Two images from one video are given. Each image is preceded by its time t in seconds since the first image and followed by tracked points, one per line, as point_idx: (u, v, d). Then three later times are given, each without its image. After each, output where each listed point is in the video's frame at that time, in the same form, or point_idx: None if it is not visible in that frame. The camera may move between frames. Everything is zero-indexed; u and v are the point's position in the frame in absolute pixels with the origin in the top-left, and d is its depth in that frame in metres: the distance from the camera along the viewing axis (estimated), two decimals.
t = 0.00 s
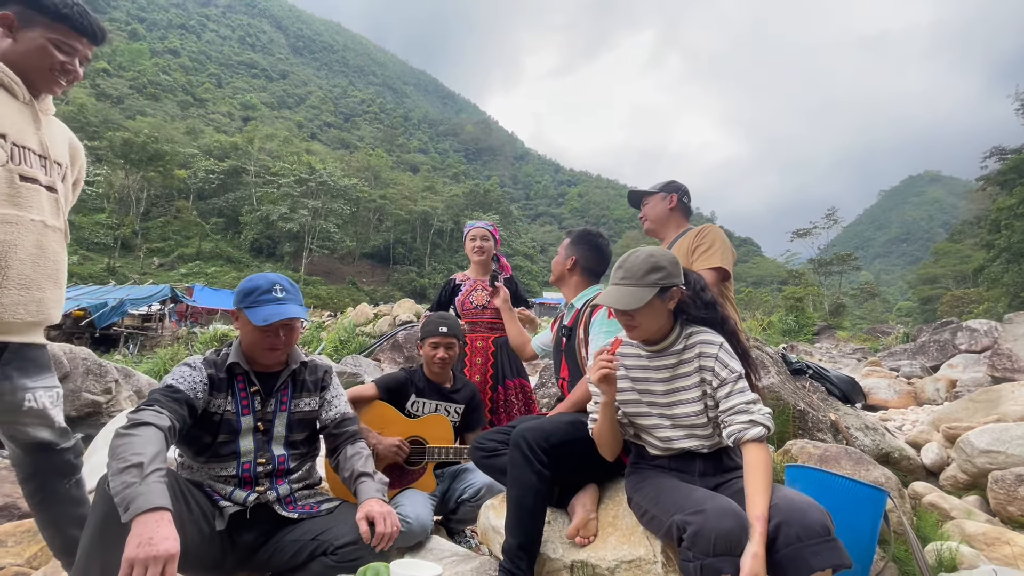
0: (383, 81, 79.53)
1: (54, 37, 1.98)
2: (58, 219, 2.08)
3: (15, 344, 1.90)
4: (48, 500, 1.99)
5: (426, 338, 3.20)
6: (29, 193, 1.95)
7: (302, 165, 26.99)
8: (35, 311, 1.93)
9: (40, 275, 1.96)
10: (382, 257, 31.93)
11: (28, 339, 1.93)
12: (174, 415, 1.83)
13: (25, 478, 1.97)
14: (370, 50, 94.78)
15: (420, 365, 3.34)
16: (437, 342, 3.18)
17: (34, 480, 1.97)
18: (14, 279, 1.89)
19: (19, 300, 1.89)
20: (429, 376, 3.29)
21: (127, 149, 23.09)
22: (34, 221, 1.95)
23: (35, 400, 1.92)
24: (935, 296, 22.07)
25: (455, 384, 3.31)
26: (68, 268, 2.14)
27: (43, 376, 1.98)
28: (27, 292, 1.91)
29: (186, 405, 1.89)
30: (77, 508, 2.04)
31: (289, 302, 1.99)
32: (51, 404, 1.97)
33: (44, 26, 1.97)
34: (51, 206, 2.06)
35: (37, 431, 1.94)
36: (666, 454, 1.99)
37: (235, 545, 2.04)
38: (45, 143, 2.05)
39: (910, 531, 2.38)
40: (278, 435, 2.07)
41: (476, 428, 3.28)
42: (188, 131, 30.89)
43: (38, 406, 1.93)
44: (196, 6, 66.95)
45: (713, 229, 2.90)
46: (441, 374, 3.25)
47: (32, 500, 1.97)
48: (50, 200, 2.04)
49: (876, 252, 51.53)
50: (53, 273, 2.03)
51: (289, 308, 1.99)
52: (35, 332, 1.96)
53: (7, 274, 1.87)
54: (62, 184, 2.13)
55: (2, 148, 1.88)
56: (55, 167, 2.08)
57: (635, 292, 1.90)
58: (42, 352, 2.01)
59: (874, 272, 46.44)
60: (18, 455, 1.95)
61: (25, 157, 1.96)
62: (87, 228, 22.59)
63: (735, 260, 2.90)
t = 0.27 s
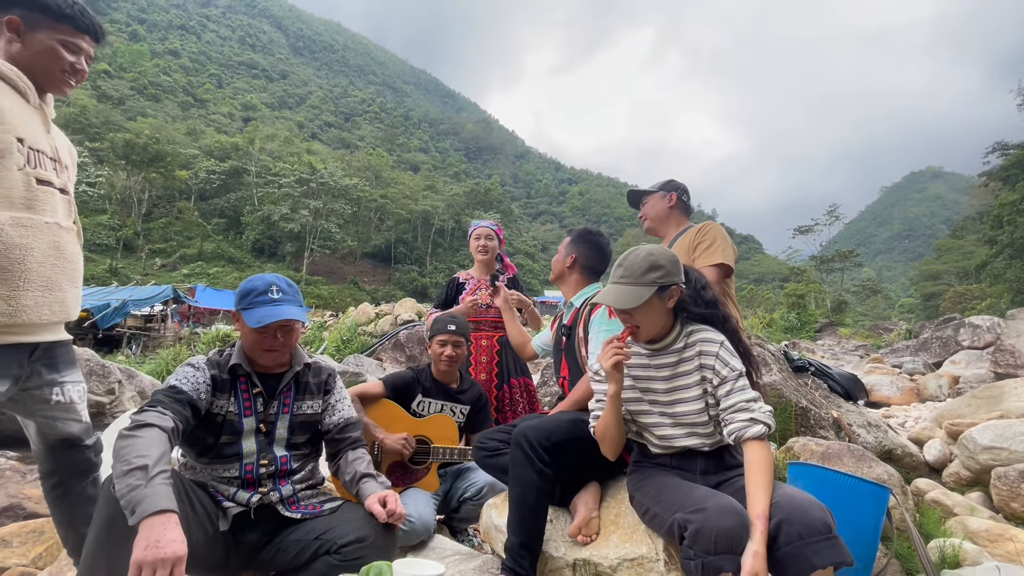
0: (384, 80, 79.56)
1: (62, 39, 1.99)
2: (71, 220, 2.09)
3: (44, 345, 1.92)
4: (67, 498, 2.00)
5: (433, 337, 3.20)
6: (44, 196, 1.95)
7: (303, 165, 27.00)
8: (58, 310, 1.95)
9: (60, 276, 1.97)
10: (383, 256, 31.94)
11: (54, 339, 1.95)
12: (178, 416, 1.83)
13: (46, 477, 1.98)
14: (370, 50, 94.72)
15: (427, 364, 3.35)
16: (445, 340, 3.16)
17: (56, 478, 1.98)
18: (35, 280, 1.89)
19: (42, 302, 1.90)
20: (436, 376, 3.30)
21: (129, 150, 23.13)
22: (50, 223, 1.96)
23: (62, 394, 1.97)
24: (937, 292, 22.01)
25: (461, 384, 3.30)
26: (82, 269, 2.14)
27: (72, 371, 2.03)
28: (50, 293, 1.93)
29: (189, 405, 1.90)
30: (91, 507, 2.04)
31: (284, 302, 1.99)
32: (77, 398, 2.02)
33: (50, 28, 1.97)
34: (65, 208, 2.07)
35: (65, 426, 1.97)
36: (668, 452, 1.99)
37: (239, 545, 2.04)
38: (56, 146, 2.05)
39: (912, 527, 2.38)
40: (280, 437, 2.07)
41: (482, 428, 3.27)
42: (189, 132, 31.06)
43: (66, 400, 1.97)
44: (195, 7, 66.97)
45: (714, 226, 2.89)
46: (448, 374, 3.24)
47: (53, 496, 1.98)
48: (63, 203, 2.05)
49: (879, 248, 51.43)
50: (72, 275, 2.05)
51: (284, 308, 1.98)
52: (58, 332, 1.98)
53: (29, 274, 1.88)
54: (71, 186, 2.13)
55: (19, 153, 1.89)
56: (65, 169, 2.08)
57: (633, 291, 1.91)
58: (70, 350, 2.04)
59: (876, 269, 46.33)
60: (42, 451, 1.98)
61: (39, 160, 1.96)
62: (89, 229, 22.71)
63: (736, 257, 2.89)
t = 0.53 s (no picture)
0: (383, 79, 79.49)
1: (53, 38, 1.98)
2: (72, 222, 2.09)
3: (49, 347, 1.93)
4: (70, 499, 2.00)
5: (438, 338, 3.21)
6: (44, 198, 1.95)
7: (304, 164, 26.98)
8: (60, 312, 1.95)
9: (62, 278, 1.98)
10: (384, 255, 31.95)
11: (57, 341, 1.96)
12: (179, 417, 1.84)
13: (51, 479, 1.99)
14: (370, 49, 94.67)
15: (432, 364, 3.34)
16: (450, 340, 3.16)
17: (61, 481, 1.99)
18: (38, 283, 1.89)
19: (45, 305, 1.90)
20: (441, 376, 3.29)
21: (130, 151, 23.12)
22: (50, 225, 1.96)
23: (67, 397, 1.98)
24: (939, 289, 21.97)
25: (466, 385, 3.30)
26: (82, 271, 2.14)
27: (77, 375, 2.04)
28: (52, 295, 1.93)
29: (191, 407, 1.90)
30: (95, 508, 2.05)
31: (283, 304, 1.99)
32: (81, 401, 2.03)
33: (43, 26, 1.96)
34: (64, 210, 2.07)
35: (69, 428, 1.98)
36: (668, 451, 1.99)
37: (241, 545, 2.05)
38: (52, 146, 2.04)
39: (912, 523, 2.39)
40: (281, 439, 2.07)
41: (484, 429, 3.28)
42: (189, 133, 31.06)
43: (70, 404, 1.98)
44: (195, 7, 66.89)
45: (716, 226, 2.90)
46: (453, 375, 3.24)
47: (56, 498, 1.99)
48: (63, 204, 2.05)
49: (880, 245, 51.34)
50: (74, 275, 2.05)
51: (284, 309, 1.99)
52: (62, 335, 1.99)
53: (29, 277, 1.87)
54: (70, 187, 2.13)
55: (16, 155, 1.89)
56: (64, 170, 2.09)
57: (631, 292, 1.90)
58: (74, 354, 2.05)
59: (878, 266, 46.27)
60: (47, 454, 1.99)
61: (36, 162, 1.95)
62: (91, 230, 22.75)
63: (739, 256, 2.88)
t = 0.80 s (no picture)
0: (383, 79, 79.45)
1: (44, 33, 1.98)
2: (66, 222, 2.08)
3: (37, 352, 1.93)
4: (74, 503, 2.02)
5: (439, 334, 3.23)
6: (33, 198, 1.95)
7: (304, 164, 26.99)
8: (46, 314, 1.94)
9: (49, 279, 1.97)
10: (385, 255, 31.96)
11: (45, 345, 1.95)
12: (183, 418, 1.84)
13: (52, 483, 2.00)
14: (370, 48, 94.62)
15: (433, 364, 3.35)
16: (452, 336, 3.18)
17: (62, 484, 2.00)
18: (21, 284, 1.89)
19: (29, 306, 1.89)
20: (441, 375, 3.30)
21: (130, 152, 23.15)
22: (38, 225, 1.95)
23: (59, 403, 1.96)
24: (941, 285, 21.94)
25: (467, 383, 3.32)
26: (76, 271, 2.13)
27: (68, 379, 2.02)
28: (35, 297, 1.92)
29: (194, 407, 1.91)
30: (99, 510, 2.07)
31: (286, 303, 2.00)
32: (75, 407, 2.01)
33: (34, 21, 1.96)
34: (58, 210, 2.06)
35: (63, 435, 1.97)
36: (672, 448, 1.99)
37: (247, 545, 2.06)
38: (46, 144, 2.04)
39: (916, 520, 2.39)
40: (286, 438, 2.07)
41: (486, 426, 3.31)
42: (190, 133, 31.09)
43: (62, 410, 1.96)
44: (194, 7, 66.85)
45: (719, 224, 2.90)
46: (453, 373, 3.25)
47: (60, 502, 2.00)
48: (55, 203, 2.04)
49: (882, 241, 51.29)
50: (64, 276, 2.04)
51: (287, 308, 1.99)
52: (52, 339, 1.98)
53: (12, 278, 1.87)
54: (66, 186, 2.12)
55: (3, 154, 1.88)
56: (58, 170, 2.07)
57: (635, 289, 1.90)
58: (65, 358, 2.04)
59: (879, 262, 46.22)
60: (45, 459, 1.98)
61: (27, 161, 1.95)
62: (92, 231, 22.78)
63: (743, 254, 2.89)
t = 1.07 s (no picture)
0: (383, 78, 79.42)
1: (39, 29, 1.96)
2: (69, 222, 2.08)
3: (38, 353, 1.93)
4: (77, 505, 2.02)
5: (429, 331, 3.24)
6: (30, 197, 1.95)
7: (305, 163, 27.02)
8: (45, 314, 1.93)
9: (46, 279, 1.96)
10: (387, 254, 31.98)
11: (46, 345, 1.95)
12: (186, 418, 1.84)
13: (56, 485, 2.01)
14: (370, 47, 94.56)
15: (425, 362, 3.35)
16: (442, 330, 3.21)
17: (66, 486, 2.00)
18: (17, 284, 1.89)
19: (25, 306, 1.89)
20: (435, 372, 3.30)
21: (132, 154, 23.20)
22: (35, 223, 1.95)
23: (62, 405, 1.96)
24: (945, 280, 21.86)
25: (460, 378, 3.33)
26: (80, 271, 2.13)
27: (71, 382, 2.03)
28: (32, 297, 1.91)
29: (197, 407, 1.90)
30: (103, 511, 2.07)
31: (289, 300, 1.99)
32: (77, 409, 2.01)
33: (31, 19, 1.96)
34: (61, 209, 2.05)
35: (66, 436, 1.97)
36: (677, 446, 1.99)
37: (251, 544, 2.06)
38: (47, 144, 2.04)
39: (923, 515, 2.38)
40: (289, 438, 2.07)
41: (483, 420, 3.33)
42: (190, 134, 31.10)
43: (64, 412, 1.96)
44: (194, 8, 66.88)
45: (725, 221, 2.89)
46: (446, 368, 3.26)
47: (63, 504, 2.01)
48: (56, 203, 2.04)
49: (885, 237, 51.16)
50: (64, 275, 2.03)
51: (289, 305, 1.99)
52: (55, 340, 1.98)
53: (7, 278, 1.87)
54: (71, 185, 2.12)
55: None
56: (60, 168, 2.06)
57: (641, 285, 1.89)
58: (69, 360, 2.04)
59: (883, 258, 46.09)
60: (48, 460, 1.98)
61: (25, 160, 1.95)
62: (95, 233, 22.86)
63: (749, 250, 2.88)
